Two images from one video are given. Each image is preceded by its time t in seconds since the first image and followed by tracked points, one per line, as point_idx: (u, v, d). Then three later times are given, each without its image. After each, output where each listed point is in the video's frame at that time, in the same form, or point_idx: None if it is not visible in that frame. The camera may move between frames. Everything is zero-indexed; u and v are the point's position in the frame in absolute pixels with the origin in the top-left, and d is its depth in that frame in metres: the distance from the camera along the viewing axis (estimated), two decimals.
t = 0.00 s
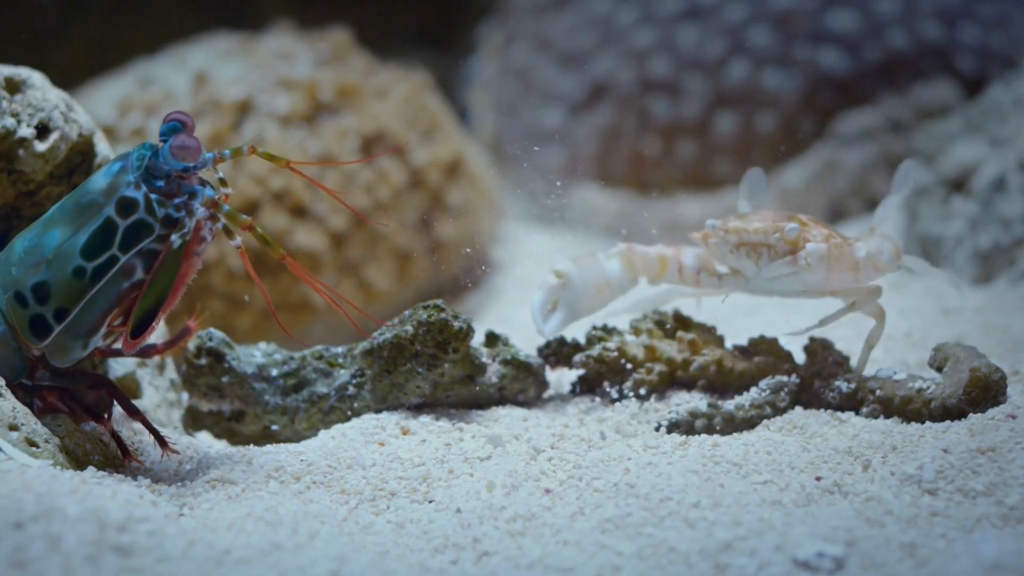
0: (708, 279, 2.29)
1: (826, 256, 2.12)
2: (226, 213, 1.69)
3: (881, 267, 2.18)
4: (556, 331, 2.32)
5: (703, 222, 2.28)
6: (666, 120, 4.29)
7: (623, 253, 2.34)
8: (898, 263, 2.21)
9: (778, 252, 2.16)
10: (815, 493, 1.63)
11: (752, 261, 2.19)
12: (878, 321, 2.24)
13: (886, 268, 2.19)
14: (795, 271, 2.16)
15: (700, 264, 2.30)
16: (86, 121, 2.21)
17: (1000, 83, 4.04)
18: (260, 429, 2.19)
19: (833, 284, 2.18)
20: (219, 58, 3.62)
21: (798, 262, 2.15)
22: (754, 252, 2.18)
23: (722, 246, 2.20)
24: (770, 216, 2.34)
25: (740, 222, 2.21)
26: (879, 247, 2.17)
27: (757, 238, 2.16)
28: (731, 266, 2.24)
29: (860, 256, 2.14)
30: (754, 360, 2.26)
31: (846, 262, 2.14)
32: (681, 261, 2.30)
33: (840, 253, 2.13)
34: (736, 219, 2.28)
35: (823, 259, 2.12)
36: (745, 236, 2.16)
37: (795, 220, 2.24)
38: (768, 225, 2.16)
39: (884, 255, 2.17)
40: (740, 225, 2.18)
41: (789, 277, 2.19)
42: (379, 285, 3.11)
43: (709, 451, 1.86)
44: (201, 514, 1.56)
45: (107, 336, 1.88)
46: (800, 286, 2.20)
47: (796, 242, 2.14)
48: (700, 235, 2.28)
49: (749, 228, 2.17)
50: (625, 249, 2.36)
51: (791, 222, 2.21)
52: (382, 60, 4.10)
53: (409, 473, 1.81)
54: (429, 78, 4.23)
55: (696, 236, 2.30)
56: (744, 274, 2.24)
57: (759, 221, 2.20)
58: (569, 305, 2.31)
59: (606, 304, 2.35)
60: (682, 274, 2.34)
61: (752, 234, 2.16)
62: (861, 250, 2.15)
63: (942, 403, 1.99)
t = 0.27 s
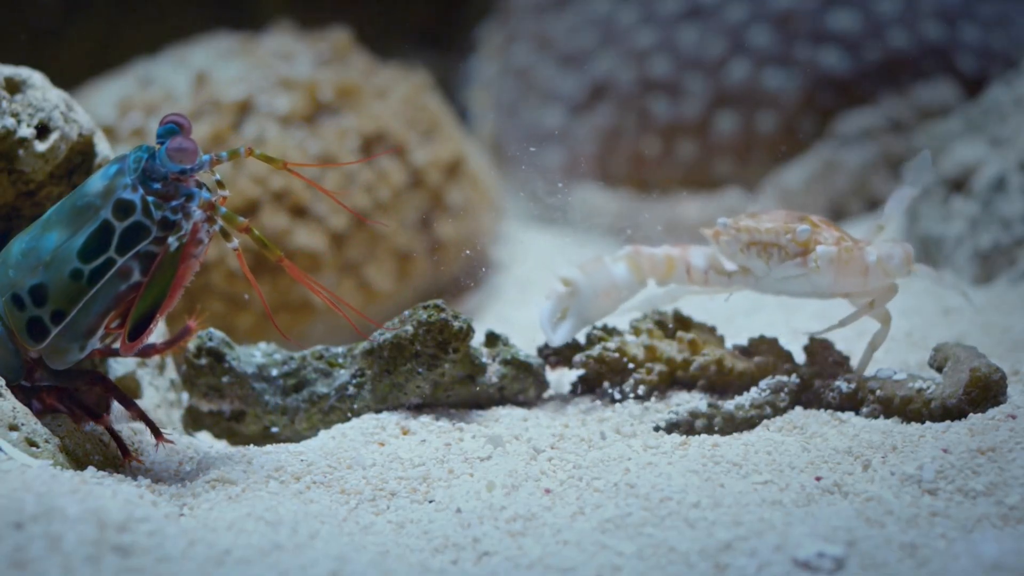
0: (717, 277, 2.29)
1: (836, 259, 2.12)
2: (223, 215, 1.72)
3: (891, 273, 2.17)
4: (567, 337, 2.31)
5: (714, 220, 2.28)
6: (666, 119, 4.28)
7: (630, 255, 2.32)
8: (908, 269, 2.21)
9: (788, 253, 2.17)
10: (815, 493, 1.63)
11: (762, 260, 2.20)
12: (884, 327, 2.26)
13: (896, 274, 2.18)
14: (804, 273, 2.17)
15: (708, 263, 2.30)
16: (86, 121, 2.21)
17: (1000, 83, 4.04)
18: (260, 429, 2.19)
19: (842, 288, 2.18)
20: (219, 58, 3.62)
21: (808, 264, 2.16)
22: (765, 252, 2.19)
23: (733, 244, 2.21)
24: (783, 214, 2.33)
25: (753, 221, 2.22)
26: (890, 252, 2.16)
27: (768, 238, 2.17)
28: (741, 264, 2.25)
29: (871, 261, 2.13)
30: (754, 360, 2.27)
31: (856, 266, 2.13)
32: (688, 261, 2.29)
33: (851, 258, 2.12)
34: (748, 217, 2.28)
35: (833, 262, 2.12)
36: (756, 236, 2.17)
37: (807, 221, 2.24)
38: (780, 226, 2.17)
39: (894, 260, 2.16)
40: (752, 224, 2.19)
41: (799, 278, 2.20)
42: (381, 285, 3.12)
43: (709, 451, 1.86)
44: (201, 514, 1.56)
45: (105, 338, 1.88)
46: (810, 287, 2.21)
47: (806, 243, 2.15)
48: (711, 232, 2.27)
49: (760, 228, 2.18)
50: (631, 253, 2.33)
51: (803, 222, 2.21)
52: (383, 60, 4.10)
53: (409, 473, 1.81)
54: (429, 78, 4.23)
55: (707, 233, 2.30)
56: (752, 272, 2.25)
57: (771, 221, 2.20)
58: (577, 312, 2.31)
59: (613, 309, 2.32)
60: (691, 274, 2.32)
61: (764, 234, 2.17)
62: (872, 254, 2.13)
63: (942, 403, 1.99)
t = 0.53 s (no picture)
0: (726, 276, 2.28)
1: (849, 262, 2.13)
2: (219, 217, 1.72)
3: (904, 277, 2.17)
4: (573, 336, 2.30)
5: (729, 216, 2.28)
6: (666, 119, 4.28)
7: (638, 256, 2.31)
8: (920, 275, 2.21)
9: (803, 253, 2.18)
10: (816, 493, 1.63)
11: (775, 259, 2.20)
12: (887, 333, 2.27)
13: (909, 278, 2.18)
14: (817, 274, 2.18)
15: (716, 263, 2.28)
16: (87, 121, 2.21)
17: (1000, 83, 4.05)
18: (260, 429, 2.19)
19: (853, 289, 2.19)
20: (220, 58, 3.62)
21: (821, 266, 2.17)
22: (779, 251, 2.19)
23: (747, 242, 2.21)
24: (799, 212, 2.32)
25: (768, 220, 2.21)
26: (903, 257, 2.16)
27: (783, 237, 2.17)
28: (753, 262, 2.25)
29: (884, 264, 2.14)
30: (754, 360, 2.26)
31: (869, 270, 2.15)
32: (697, 261, 2.28)
33: (863, 260, 2.13)
34: (763, 214, 2.27)
35: (846, 265, 2.14)
36: (772, 234, 2.17)
37: (822, 221, 2.23)
38: (796, 225, 2.16)
39: (907, 265, 2.16)
40: (768, 223, 2.18)
41: (811, 279, 2.21)
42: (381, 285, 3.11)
43: (710, 451, 1.86)
44: (202, 514, 1.56)
45: (100, 340, 1.90)
46: (820, 288, 2.22)
47: (821, 245, 2.16)
48: (725, 228, 2.27)
49: (775, 227, 2.17)
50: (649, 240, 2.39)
51: (819, 223, 2.21)
52: (383, 60, 4.11)
53: (410, 473, 1.81)
54: (430, 78, 4.23)
55: (720, 228, 2.29)
56: (764, 270, 2.25)
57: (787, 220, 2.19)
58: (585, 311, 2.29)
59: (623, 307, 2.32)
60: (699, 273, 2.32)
61: (779, 233, 2.16)
62: (885, 258, 2.14)
63: (943, 403, 1.99)
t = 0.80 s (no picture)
0: (734, 275, 2.33)
1: (864, 263, 2.16)
2: (215, 219, 1.69)
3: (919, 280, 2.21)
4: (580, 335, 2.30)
5: (745, 216, 2.33)
6: (666, 119, 4.28)
7: (645, 255, 2.33)
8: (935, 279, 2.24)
9: (818, 253, 2.20)
10: (816, 493, 1.63)
11: (791, 259, 2.23)
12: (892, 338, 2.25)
13: (924, 282, 2.22)
14: (831, 274, 2.20)
15: (724, 263, 2.33)
16: (87, 121, 2.21)
17: (1001, 83, 4.05)
18: (260, 429, 2.19)
19: (868, 290, 2.21)
20: (220, 58, 3.62)
21: (835, 266, 2.19)
22: (795, 251, 2.22)
23: (763, 242, 2.25)
24: (816, 214, 2.36)
25: (785, 220, 2.25)
26: (919, 259, 2.20)
27: (800, 237, 2.20)
28: (768, 262, 2.29)
29: (898, 267, 2.17)
30: (754, 360, 2.26)
31: (883, 272, 2.17)
32: (705, 261, 2.32)
33: (879, 262, 2.16)
34: (780, 215, 2.30)
35: (860, 266, 2.16)
36: (788, 234, 2.20)
37: (839, 222, 2.26)
38: (813, 226, 2.19)
39: (922, 268, 2.20)
40: (785, 223, 2.22)
41: (825, 279, 2.22)
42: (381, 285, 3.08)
43: (710, 451, 1.86)
44: (202, 514, 1.56)
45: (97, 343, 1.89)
46: (834, 289, 2.24)
47: (838, 245, 2.18)
48: (740, 228, 2.31)
49: (793, 227, 2.21)
50: (672, 227, 2.45)
51: (835, 224, 2.23)
52: (383, 60, 4.11)
53: (410, 473, 1.81)
54: (430, 78, 4.23)
55: (736, 229, 2.34)
56: (779, 270, 2.28)
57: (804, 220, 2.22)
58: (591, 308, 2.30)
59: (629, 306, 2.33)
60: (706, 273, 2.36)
61: (796, 233, 2.20)
62: (901, 260, 2.18)
63: (943, 403, 1.99)
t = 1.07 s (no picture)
0: (740, 274, 2.35)
1: (878, 264, 2.19)
2: (212, 222, 1.72)
3: (931, 282, 2.25)
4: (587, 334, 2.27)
5: (758, 217, 2.35)
6: (666, 119, 4.28)
7: (652, 255, 2.33)
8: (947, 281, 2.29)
9: (834, 253, 2.23)
10: (816, 493, 1.63)
11: (805, 260, 2.26)
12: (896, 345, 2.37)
13: (936, 285, 2.26)
14: (845, 274, 2.23)
15: (730, 263, 2.36)
16: (87, 121, 2.21)
17: (1001, 83, 4.06)
18: (260, 429, 2.19)
19: (881, 292, 2.25)
20: (220, 58, 3.63)
21: (849, 266, 2.22)
22: (809, 252, 2.25)
23: (777, 242, 2.28)
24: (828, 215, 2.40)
25: (799, 221, 2.28)
26: (931, 262, 2.25)
27: (815, 238, 2.23)
28: (780, 264, 2.31)
29: (912, 268, 2.21)
30: (754, 360, 2.26)
31: (897, 273, 2.21)
32: (711, 260, 2.35)
33: (893, 264, 2.20)
34: (793, 216, 2.34)
35: (874, 267, 2.20)
36: (802, 235, 2.24)
37: (853, 223, 2.29)
38: (828, 226, 2.23)
39: (934, 270, 2.24)
40: (799, 223, 2.25)
41: (839, 279, 2.25)
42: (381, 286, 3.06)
43: (710, 451, 1.86)
44: (202, 514, 1.56)
45: (93, 345, 1.88)
46: (847, 290, 2.27)
47: (853, 246, 2.22)
48: (754, 229, 2.33)
49: (807, 228, 2.24)
50: (686, 222, 2.44)
51: (849, 224, 2.27)
52: (383, 60, 4.11)
53: (410, 473, 1.80)
54: (430, 78, 4.23)
55: (748, 230, 2.36)
56: (792, 272, 2.31)
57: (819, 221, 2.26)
58: (598, 306, 2.26)
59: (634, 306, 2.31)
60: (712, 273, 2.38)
61: (811, 233, 2.23)
62: (914, 262, 2.22)
63: (943, 403, 1.99)
